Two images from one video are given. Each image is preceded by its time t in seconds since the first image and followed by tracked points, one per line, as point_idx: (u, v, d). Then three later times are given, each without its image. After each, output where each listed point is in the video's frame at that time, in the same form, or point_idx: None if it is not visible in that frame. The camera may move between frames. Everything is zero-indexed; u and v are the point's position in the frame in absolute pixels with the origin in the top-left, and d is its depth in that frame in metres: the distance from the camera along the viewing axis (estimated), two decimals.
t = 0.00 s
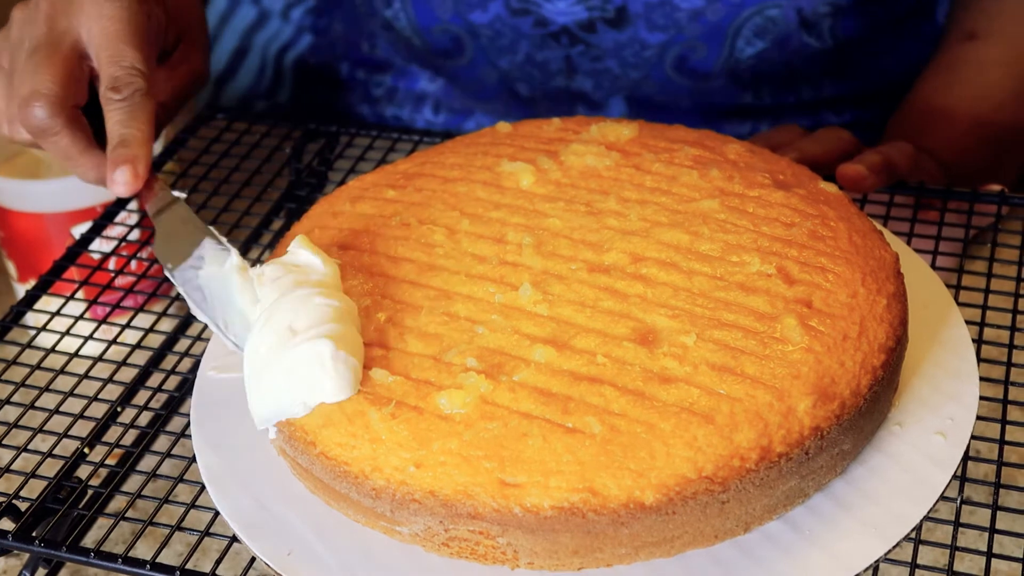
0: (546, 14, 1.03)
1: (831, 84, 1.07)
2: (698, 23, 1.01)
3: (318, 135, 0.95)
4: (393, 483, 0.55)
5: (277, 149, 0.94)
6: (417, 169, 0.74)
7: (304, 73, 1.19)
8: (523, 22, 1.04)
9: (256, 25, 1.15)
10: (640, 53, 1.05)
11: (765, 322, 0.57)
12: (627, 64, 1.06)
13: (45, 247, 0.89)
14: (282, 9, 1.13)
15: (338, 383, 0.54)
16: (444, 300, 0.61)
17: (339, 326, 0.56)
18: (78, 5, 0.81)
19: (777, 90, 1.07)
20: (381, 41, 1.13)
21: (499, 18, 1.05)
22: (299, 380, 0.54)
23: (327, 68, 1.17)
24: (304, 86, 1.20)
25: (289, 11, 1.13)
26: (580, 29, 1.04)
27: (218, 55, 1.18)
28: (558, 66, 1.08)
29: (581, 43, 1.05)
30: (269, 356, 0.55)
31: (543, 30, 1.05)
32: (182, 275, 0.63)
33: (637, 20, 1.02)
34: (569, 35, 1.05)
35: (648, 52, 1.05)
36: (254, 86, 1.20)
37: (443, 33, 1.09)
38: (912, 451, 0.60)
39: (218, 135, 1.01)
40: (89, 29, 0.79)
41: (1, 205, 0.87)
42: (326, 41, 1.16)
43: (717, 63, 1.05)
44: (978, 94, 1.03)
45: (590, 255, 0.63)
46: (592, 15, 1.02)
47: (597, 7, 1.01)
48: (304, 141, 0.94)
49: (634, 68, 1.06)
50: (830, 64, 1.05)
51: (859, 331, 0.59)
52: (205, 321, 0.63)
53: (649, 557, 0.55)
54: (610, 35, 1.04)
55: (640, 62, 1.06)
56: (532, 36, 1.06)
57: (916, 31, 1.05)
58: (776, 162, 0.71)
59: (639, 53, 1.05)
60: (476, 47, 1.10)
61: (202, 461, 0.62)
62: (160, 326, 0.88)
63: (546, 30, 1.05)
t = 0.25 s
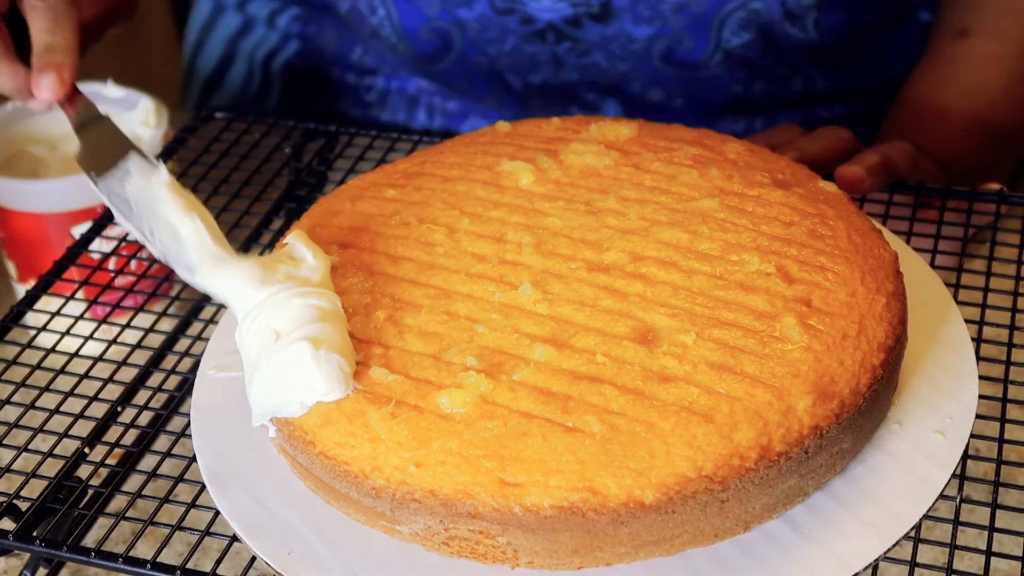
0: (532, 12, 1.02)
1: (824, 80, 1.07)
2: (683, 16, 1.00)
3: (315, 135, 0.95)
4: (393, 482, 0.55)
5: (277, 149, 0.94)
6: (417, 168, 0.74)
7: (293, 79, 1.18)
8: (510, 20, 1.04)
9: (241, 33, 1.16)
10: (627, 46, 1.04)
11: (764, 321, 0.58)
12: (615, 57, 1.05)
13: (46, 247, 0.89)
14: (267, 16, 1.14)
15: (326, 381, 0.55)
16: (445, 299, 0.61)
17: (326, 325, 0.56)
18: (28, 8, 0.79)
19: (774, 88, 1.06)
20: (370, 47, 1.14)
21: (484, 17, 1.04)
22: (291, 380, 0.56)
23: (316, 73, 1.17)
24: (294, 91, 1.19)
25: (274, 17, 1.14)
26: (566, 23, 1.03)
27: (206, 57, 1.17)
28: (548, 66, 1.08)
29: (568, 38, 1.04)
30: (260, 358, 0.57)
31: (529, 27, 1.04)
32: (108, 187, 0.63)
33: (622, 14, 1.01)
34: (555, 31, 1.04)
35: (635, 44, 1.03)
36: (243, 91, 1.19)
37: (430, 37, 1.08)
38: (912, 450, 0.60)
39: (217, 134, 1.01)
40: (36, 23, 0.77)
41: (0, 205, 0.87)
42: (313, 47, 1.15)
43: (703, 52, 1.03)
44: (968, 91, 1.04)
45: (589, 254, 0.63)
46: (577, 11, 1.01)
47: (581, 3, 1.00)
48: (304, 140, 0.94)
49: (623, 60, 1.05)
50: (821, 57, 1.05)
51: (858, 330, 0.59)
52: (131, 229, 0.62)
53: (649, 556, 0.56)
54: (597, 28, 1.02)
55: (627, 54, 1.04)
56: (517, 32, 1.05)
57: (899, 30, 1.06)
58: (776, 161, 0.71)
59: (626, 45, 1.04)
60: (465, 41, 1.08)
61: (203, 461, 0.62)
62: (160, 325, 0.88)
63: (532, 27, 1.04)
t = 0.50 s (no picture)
0: (528, 16, 1.01)
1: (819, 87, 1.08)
2: (679, 20, 1.00)
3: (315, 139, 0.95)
4: (395, 487, 0.55)
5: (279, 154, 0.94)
6: (419, 172, 0.74)
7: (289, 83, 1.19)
8: (506, 26, 1.03)
9: (237, 39, 1.17)
10: (623, 48, 1.03)
11: (766, 326, 0.58)
12: (612, 58, 1.04)
13: (47, 251, 0.89)
14: (263, 23, 1.14)
15: (328, 385, 0.54)
16: (447, 304, 0.61)
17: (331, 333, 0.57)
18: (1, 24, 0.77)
19: (773, 92, 1.07)
20: (365, 52, 1.13)
21: (480, 24, 1.03)
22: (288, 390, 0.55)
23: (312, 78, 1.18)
24: (291, 95, 1.20)
25: (270, 24, 1.14)
26: (563, 28, 1.02)
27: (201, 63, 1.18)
28: (543, 72, 1.07)
29: (565, 41, 1.03)
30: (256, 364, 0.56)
31: (526, 32, 1.03)
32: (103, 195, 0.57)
33: (620, 18, 1.00)
34: (552, 35, 1.03)
35: (631, 47, 1.03)
36: (239, 95, 1.20)
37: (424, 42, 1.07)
38: (912, 454, 0.60)
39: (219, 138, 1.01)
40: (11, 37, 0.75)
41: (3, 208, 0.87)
42: (310, 53, 1.16)
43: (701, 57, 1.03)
44: (966, 95, 1.05)
45: (591, 259, 0.63)
46: (574, 14, 1.00)
47: (578, 7, 1.00)
48: (305, 144, 0.94)
49: (620, 62, 1.04)
50: (817, 60, 1.05)
51: (859, 335, 0.59)
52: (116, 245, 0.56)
53: (651, 560, 0.56)
54: (594, 32, 1.02)
55: (624, 57, 1.04)
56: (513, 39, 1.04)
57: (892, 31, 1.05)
58: (777, 166, 0.71)
59: (622, 48, 1.03)
60: (459, 49, 1.07)
61: (205, 465, 0.62)
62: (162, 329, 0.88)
63: (528, 31, 1.03)
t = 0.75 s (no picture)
0: (540, 29, 1.02)
1: (821, 92, 1.08)
2: (692, 32, 1.01)
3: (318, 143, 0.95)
4: (397, 492, 0.55)
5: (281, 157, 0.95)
6: (420, 177, 0.74)
7: (289, 88, 1.18)
8: (517, 41, 1.04)
9: (234, 45, 1.15)
10: (635, 62, 1.04)
11: (768, 331, 0.58)
12: (621, 74, 1.05)
13: (48, 254, 0.89)
14: (263, 28, 1.12)
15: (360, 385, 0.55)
16: (449, 309, 0.61)
17: (365, 331, 0.56)
18: (40, 36, 0.81)
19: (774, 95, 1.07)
20: (368, 61, 1.13)
21: (491, 41, 1.05)
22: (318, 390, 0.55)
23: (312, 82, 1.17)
24: (291, 100, 1.19)
25: (270, 30, 1.12)
26: (574, 42, 1.03)
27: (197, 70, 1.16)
28: (547, 76, 1.07)
29: (575, 57, 1.04)
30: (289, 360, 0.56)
31: (537, 47, 1.04)
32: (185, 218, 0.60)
33: (632, 31, 1.01)
34: (562, 49, 1.04)
35: (642, 61, 1.04)
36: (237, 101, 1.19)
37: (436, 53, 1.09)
38: (913, 460, 0.60)
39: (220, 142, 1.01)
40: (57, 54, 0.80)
41: (4, 211, 0.87)
42: (310, 58, 1.15)
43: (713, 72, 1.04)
44: (967, 99, 1.05)
45: (593, 264, 0.63)
46: (587, 27, 1.01)
47: (591, 19, 1.00)
48: (308, 147, 0.95)
49: (629, 78, 1.05)
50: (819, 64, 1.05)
51: (860, 340, 0.59)
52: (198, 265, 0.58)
53: (652, 566, 0.56)
54: (605, 47, 1.03)
55: (634, 71, 1.05)
56: (524, 59, 1.06)
57: (896, 36, 1.06)
58: (778, 171, 0.71)
59: (634, 62, 1.04)
60: (467, 70, 1.10)
61: (207, 469, 0.62)
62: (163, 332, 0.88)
63: (540, 47, 1.04)
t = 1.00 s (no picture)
0: (544, 34, 1.02)
1: (822, 96, 1.08)
2: (694, 36, 1.01)
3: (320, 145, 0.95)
4: (399, 494, 0.55)
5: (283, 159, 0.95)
6: (423, 180, 0.74)
7: (291, 89, 1.18)
8: (519, 45, 1.04)
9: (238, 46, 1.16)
10: (637, 67, 1.04)
11: (770, 335, 0.58)
12: (624, 78, 1.05)
13: (49, 257, 0.89)
14: (265, 30, 1.13)
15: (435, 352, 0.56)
16: (451, 312, 0.61)
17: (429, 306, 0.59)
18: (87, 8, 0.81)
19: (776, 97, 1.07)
20: (370, 62, 1.13)
21: (494, 45, 1.05)
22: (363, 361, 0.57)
23: (313, 84, 1.18)
24: (293, 101, 1.20)
25: (272, 31, 1.13)
26: (576, 46, 1.03)
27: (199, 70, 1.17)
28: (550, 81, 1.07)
29: (578, 61, 1.04)
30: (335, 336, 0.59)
31: (539, 51, 1.04)
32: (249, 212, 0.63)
33: (634, 35, 1.01)
34: (564, 54, 1.04)
35: (644, 65, 1.04)
36: (240, 101, 1.19)
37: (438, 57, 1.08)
38: (916, 463, 0.60)
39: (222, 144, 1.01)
40: (99, 25, 0.80)
41: (6, 212, 0.87)
42: (313, 60, 1.15)
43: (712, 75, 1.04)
44: (970, 105, 1.05)
45: (595, 266, 0.63)
46: (588, 31, 1.01)
47: (593, 23, 1.00)
48: (309, 150, 0.95)
49: (631, 82, 1.06)
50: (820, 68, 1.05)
51: (863, 343, 0.59)
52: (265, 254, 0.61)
53: (654, 568, 0.56)
54: (608, 51, 1.03)
55: (636, 76, 1.05)
56: (526, 63, 1.06)
57: (898, 39, 1.06)
58: (780, 174, 0.72)
59: (636, 67, 1.04)
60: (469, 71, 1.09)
61: (209, 471, 0.62)
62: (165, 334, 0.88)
63: (542, 51, 1.04)
